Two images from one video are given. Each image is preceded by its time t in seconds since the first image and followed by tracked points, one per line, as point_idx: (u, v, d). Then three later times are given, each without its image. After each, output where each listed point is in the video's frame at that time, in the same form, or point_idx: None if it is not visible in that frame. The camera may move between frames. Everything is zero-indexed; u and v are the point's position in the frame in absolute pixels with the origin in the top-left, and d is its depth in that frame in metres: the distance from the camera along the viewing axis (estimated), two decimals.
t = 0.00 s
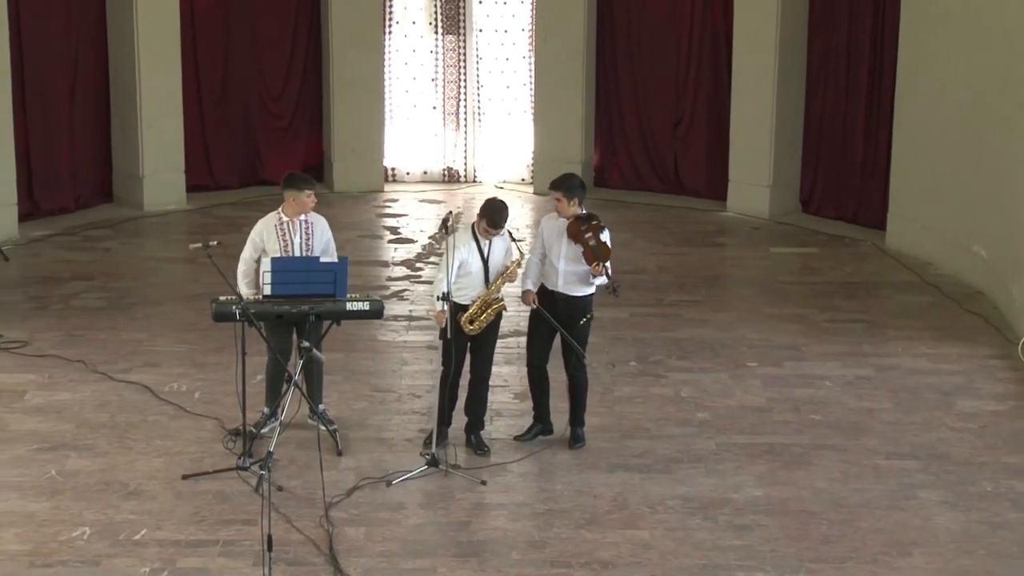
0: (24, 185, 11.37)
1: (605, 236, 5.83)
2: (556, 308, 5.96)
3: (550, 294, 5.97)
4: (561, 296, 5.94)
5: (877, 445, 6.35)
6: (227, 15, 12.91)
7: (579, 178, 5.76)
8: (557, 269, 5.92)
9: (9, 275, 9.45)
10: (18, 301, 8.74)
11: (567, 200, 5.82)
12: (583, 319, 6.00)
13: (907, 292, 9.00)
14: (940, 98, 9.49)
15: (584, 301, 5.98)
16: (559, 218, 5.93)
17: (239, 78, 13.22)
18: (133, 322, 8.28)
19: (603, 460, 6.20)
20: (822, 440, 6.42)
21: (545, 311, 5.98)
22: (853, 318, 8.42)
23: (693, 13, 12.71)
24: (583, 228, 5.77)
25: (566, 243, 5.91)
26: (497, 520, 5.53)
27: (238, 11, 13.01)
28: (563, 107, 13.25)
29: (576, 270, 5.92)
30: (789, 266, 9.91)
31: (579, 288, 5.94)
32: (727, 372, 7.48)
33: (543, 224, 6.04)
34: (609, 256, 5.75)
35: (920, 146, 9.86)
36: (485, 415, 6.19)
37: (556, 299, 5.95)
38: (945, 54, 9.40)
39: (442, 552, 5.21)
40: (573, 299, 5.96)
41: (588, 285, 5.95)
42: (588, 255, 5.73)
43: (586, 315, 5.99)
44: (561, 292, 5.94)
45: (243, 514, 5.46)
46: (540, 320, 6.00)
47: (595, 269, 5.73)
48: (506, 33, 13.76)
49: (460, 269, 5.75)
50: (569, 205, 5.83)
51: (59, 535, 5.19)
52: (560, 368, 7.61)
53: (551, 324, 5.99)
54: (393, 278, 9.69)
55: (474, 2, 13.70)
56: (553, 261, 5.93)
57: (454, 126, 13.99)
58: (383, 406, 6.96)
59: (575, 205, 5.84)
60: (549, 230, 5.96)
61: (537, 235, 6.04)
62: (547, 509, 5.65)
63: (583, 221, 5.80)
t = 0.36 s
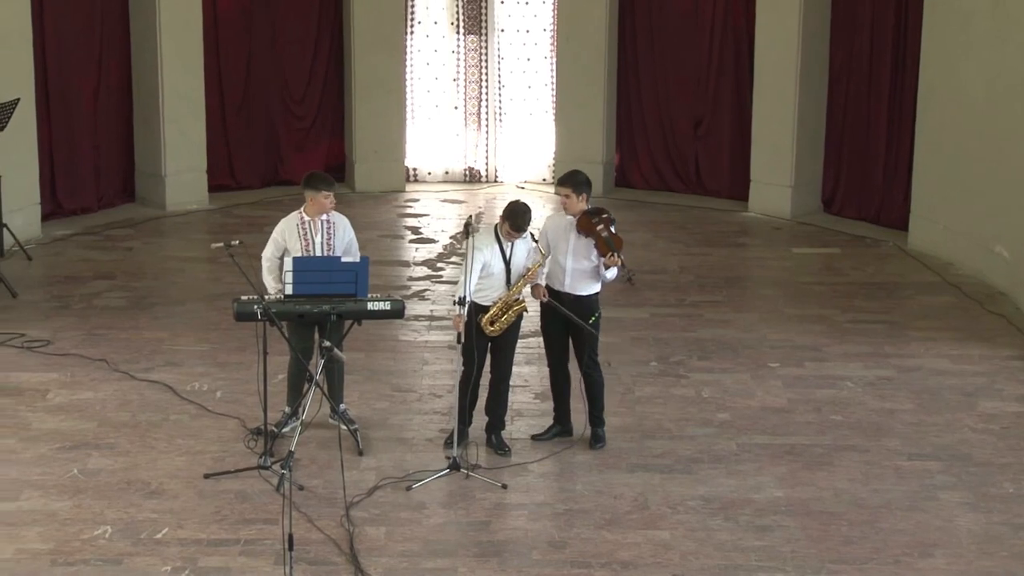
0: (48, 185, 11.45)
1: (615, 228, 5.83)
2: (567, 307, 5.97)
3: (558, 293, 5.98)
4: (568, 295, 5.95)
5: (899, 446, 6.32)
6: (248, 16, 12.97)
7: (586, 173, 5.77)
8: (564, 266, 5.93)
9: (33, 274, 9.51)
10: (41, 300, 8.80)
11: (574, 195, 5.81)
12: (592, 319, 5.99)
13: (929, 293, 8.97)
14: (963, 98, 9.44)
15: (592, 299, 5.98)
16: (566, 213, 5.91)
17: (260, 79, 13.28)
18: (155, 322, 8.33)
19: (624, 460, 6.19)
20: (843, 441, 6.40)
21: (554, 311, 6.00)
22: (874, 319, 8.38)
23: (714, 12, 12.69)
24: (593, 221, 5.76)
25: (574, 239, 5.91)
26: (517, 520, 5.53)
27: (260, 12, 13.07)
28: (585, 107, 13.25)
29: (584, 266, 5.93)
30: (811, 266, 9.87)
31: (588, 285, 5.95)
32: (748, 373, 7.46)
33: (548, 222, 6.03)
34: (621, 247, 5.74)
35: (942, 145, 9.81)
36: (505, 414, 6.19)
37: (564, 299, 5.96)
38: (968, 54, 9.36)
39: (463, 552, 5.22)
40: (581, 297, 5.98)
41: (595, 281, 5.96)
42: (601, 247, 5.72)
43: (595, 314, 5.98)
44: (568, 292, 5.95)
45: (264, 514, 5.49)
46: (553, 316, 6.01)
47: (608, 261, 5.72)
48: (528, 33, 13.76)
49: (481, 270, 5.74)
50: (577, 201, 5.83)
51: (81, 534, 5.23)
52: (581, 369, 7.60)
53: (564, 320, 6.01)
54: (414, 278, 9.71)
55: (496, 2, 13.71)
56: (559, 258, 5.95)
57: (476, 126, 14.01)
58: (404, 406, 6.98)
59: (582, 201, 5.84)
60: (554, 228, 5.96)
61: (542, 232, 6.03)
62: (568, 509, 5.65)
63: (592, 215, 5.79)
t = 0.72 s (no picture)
0: (65, 185, 11.50)
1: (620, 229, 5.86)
2: (575, 306, 5.97)
3: (565, 292, 5.97)
4: (576, 294, 5.95)
5: (915, 447, 6.30)
6: (266, 17, 13.02)
7: (587, 176, 5.77)
8: (569, 266, 5.92)
9: (51, 274, 9.55)
10: (58, 299, 8.85)
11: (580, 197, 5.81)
12: (600, 317, 5.99)
13: (946, 294, 8.94)
14: (982, 98, 9.40)
15: (599, 298, 5.98)
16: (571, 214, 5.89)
17: (277, 78, 13.31)
18: (171, 322, 8.36)
19: (639, 461, 6.19)
20: (859, 441, 6.39)
21: (563, 310, 5.98)
22: (891, 320, 8.36)
23: (730, 12, 12.69)
24: (601, 223, 5.78)
25: (580, 240, 5.90)
26: (533, 520, 5.54)
27: (277, 12, 13.12)
28: (601, 108, 13.24)
29: (589, 266, 5.92)
30: (827, 267, 9.85)
31: (595, 284, 5.96)
32: (764, 373, 7.44)
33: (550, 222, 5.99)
34: (629, 248, 5.77)
35: (960, 146, 9.77)
36: (521, 414, 6.20)
37: (572, 298, 5.96)
38: (987, 54, 9.32)
39: (478, 552, 5.22)
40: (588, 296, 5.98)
41: (601, 279, 5.97)
42: (609, 249, 5.75)
43: (603, 313, 5.99)
44: (575, 291, 5.95)
45: (280, 513, 5.50)
46: (563, 316, 6.00)
47: (617, 263, 5.75)
48: (544, 33, 13.77)
49: (497, 269, 5.75)
50: (583, 204, 5.83)
51: (97, 532, 5.26)
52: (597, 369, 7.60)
53: (571, 317, 5.99)
54: (430, 277, 9.73)
55: (513, 2, 13.72)
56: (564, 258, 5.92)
57: (492, 127, 14.03)
58: (420, 406, 6.99)
59: (587, 204, 5.84)
60: (558, 228, 5.93)
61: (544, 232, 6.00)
62: (583, 509, 5.65)
63: (599, 216, 5.81)
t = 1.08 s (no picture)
0: (82, 185, 11.56)
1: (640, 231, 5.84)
2: (594, 307, 5.95)
3: (587, 293, 5.97)
4: (596, 295, 5.94)
5: (931, 448, 6.28)
6: (282, 17, 13.05)
7: (609, 179, 5.80)
8: (590, 267, 5.93)
9: (67, 274, 9.59)
10: (74, 298, 8.89)
11: (597, 200, 5.82)
12: (620, 319, 5.96)
13: (963, 294, 8.91)
14: (1001, 97, 9.37)
15: (620, 299, 5.96)
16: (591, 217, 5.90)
17: (292, 79, 13.34)
18: (187, 321, 8.38)
19: (654, 461, 6.18)
20: (875, 442, 6.37)
21: (583, 310, 5.96)
22: (907, 320, 8.33)
23: (746, 12, 12.65)
24: (619, 224, 5.77)
25: (600, 241, 5.90)
26: (548, 520, 5.54)
27: (293, 13, 13.15)
28: (616, 108, 13.23)
29: (610, 267, 5.92)
30: (843, 267, 9.82)
31: (616, 286, 5.94)
32: (780, 374, 7.42)
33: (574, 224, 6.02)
34: (647, 251, 5.75)
35: (977, 145, 9.73)
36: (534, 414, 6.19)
37: (592, 300, 5.95)
38: (1006, 53, 9.28)
39: (492, 552, 5.22)
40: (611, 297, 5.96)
41: (624, 281, 5.95)
42: (626, 251, 5.74)
43: (623, 314, 5.96)
44: (596, 292, 5.94)
45: (295, 513, 5.52)
46: (581, 317, 5.99)
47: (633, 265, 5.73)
48: (560, 33, 13.77)
49: (511, 269, 5.75)
50: (599, 206, 5.84)
51: (113, 531, 5.28)
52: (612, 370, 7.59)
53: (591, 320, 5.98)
54: (445, 277, 9.73)
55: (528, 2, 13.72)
56: (586, 259, 5.95)
57: (507, 127, 14.03)
58: (435, 406, 6.99)
59: (605, 206, 5.85)
60: (581, 229, 5.96)
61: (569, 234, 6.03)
62: (597, 510, 5.65)
63: (617, 218, 5.81)
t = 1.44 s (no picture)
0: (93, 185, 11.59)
1: (658, 236, 5.78)
2: (615, 306, 5.97)
3: (609, 293, 5.98)
4: (616, 295, 5.94)
5: (942, 449, 6.27)
6: (294, 18, 13.09)
7: (630, 181, 5.71)
8: (611, 268, 5.93)
9: (79, 274, 9.62)
10: (86, 298, 8.91)
11: (616, 204, 5.75)
12: (640, 319, 5.97)
13: (974, 295, 8.88)
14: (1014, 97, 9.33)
15: (641, 300, 5.95)
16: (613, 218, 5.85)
17: (304, 79, 13.38)
18: (197, 321, 8.40)
19: (664, 462, 6.17)
20: (886, 443, 6.35)
21: (605, 308, 6.00)
22: (918, 321, 8.31)
23: (757, 12, 12.63)
24: (634, 230, 5.73)
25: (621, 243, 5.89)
26: (558, 521, 5.54)
27: (305, 13, 13.18)
28: (627, 108, 13.22)
29: (629, 270, 5.89)
30: (854, 267, 9.80)
31: (636, 288, 5.92)
32: (790, 374, 7.41)
33: (602, 222, 6.00)
34: (659, 258, 5.71)
35: (990, 145, 9.70)
36: (545, 414, 6.19)
37: (614, 298, 5.96)
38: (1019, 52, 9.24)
39: (502, 552, 5.22)
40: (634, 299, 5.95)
41: (644, 285, 5.92)
42: (637, 258, 5.72)
43: (642, 314, 5.95)
44: (617, 293, 5.94)
45: (305, 512, 5.53)
46: (600, 318, 6.03)
47: (643, 272, 5.72)
48: (570, 33, 13.73)
49: (520, 266, 5.76)
50: (619, 208, 5.77)
51: (123, 531, 5.30)
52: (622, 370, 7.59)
53: (609, 319, 6.01)
54: (456, 278, 9.74)
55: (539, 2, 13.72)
56: (609, 260, 5.95)
57: (518, 127, 14.04)
58: (445, 406, 7.00)
59: (625, 209, 5.78)
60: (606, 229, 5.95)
61: (598, 232, 6.03)
62: (607, 510, 5.65)
63: (634, 223, 5.75)
